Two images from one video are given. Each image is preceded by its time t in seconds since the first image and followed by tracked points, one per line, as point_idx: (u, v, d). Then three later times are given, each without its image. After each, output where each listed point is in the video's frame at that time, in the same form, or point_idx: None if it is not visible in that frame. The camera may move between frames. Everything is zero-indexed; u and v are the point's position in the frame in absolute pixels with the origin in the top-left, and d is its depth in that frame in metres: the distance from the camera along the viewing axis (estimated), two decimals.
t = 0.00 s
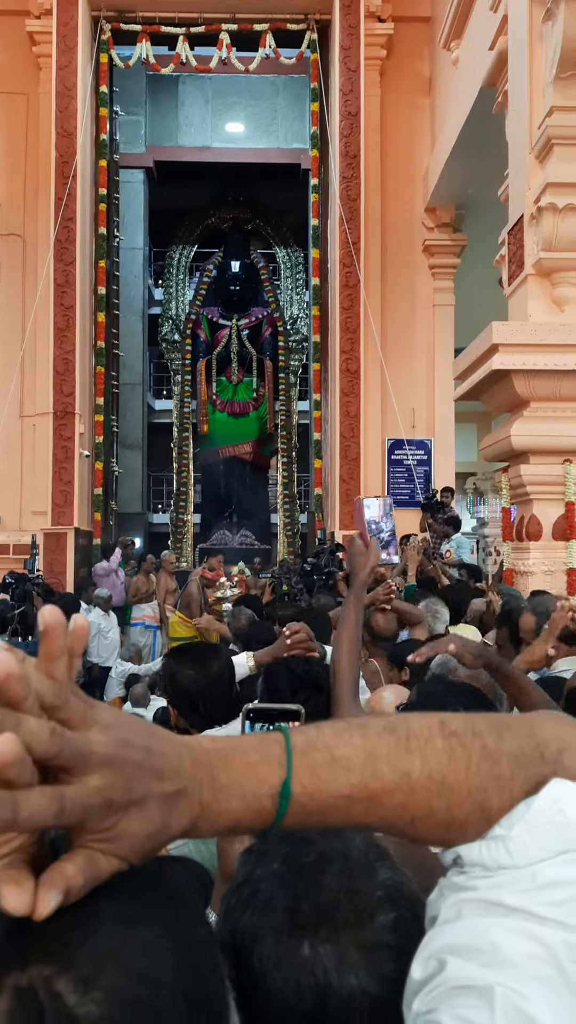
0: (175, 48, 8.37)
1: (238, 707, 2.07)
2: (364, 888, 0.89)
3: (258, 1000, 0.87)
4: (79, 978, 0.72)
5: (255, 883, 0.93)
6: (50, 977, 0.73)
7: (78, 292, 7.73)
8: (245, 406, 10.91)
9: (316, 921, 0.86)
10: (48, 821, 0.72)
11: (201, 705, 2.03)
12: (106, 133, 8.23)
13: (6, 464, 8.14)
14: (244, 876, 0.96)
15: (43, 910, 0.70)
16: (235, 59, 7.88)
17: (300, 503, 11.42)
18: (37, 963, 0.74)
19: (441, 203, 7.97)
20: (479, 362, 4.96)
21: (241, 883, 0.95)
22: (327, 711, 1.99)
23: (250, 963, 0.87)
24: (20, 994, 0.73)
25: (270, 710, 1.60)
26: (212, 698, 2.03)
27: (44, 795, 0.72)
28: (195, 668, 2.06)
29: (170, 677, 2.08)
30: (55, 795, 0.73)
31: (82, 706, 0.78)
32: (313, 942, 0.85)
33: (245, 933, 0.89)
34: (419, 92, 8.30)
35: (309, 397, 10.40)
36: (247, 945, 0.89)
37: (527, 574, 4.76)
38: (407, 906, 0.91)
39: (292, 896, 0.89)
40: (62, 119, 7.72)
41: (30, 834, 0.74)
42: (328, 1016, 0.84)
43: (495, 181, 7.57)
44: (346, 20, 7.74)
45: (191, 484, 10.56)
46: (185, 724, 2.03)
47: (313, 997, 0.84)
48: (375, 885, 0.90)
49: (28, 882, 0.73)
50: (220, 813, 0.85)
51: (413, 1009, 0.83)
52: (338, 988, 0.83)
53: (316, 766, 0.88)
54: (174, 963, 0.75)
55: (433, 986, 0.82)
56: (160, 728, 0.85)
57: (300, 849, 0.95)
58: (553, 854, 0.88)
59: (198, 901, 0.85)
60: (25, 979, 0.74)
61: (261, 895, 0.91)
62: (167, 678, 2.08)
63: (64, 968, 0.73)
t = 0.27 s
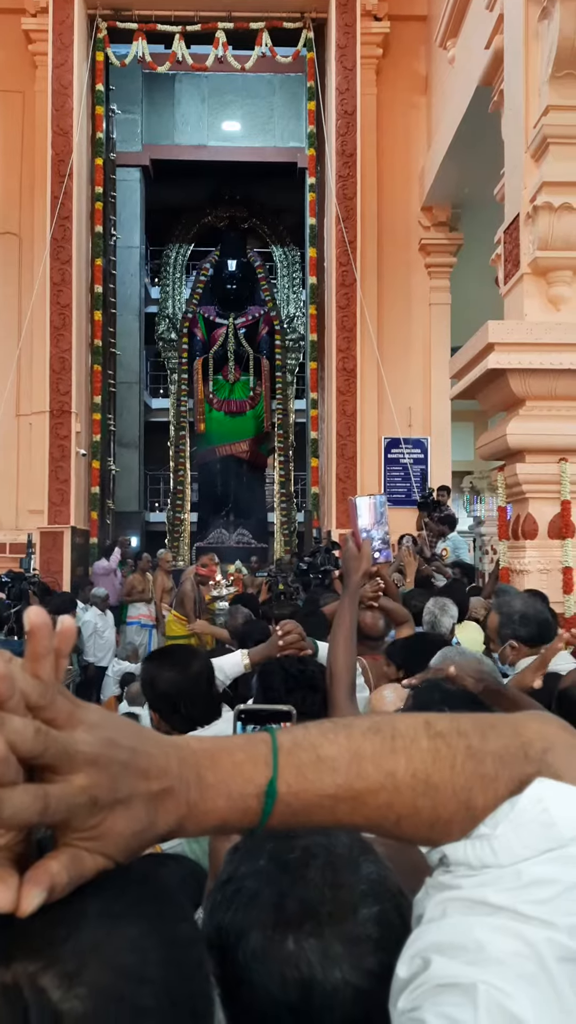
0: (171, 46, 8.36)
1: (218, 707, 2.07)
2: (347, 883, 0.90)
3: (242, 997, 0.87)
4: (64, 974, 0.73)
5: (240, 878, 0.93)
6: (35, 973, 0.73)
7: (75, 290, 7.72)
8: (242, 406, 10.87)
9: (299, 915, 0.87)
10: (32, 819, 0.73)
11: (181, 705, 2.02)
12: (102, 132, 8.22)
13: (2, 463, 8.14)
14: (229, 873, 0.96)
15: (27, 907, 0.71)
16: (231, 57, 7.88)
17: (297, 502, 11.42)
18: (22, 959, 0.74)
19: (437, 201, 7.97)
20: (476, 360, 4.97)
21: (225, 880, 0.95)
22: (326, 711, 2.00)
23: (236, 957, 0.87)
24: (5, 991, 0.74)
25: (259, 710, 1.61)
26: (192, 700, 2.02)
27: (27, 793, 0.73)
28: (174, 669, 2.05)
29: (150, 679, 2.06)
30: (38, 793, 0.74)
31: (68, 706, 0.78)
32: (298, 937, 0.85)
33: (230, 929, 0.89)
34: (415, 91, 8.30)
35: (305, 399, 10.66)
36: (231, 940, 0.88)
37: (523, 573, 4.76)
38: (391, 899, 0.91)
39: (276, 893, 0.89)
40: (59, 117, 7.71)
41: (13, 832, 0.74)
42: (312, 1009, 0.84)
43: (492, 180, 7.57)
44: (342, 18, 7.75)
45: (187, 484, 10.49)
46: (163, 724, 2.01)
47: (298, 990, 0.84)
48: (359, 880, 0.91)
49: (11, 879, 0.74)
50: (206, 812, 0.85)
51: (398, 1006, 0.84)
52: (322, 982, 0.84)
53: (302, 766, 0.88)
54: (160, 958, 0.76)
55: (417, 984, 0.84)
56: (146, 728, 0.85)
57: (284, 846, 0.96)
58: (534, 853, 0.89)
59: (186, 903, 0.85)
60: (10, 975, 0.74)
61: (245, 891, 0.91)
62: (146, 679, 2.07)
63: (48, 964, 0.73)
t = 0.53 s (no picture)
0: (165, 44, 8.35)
1: (202, 707, 2.08)
2: (334, 877, 0.90)
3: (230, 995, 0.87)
4: (52, 974, 0.72)
5: (227, 876, 0.93)
6: (22, 973, 0.72)
7: (69, 288, 7.70)
8: (238, 405, 11.07)
9: (287, 911, 0.87)
10: (18, 818, 0.72)
11: (163, 708, 2.01)
12: (97, 129, 8.20)
13: None
14: (216, 870, 0.96)
15: (13, 907, 0.70)
16: (226, 55, 7.87)
17: (292, 501, 11.41)
18: (6, 961, 0.73)
19: (432, 200, 7.97)
20: (470, 359, 4.97)
21: (213, 877, 0.94)
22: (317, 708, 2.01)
23: (224, 955, 0.87)
24: None
25: (251, 711, 1.61)
26: (177, 703, 2.02)
27: (14, 792, 0.72)
28: (157, 673, 2.03)
29: (131, 683, 2.04)
30: (25, 791, 0.73)
31: (54, 705, 0.77)
32: (285, 932, 0.85)
33: (218, 926, 0.88)
34: (410, 89, 8.30)
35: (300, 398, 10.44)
36: (220, 937, 0.88)
37: (517, 571, 4.76)
38: (377, 895, 0.92)
39: (263, 889, 0.89)
40: (52, 115, 7.69)
41: None
42: (298, 1004, 0.84)
43: (486, 179, 7.57)
44: (337, 16, 7.75)
45: (183, 484, 10.49)
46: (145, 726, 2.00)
47: (285, 985, 0.84)
48: (346, 875, 0.92)
49: None
50: (192, 811, 0.85)
51: (385, 1003, 0.84)
52: (310, 977, 0.83)
53: (289, 764, 0.88)
54: (146, 956, 0.75)
55: (405, 981, 0.83)
56: (133, 726, 0.85)
57: (271, 842, 0.95)
58: (521, 849, 0.89)
59: (173, 903, 0.85)
60: None
61: (232, 887, 0.91)
62: (128, 684, 2.05)
63: (35, 964, 0.72)
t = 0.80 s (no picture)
0: (161, 42, 8.34)
1: (191, 706, 2.07)
2: (330, 874, 0.91)
3: (226, 992, 0.86)
4: (45, 971, 0.71)
5: (223, 873, 0.93)
6: (15, 971, 0.72)
7: (64, 286, 7.68)
8: (233, 403, 11.00)
9: (284, 908, 0.87)
10: (10, 816, 0.72)
11: (150, 710, 2.00)
12: (92, 127, 8.19)
13: None
14: (213, 866, 0.96)
15: (4, 906, 0.71)
16: (221, 53, 7.85)
17: (288, 500, 11.42)
18: None
19: (427, 199, 7.98)
20: (465, 358, 4.98)
21: (212, 874, 0.94)
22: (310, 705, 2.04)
23: (221, 952, 0.87)
24: None
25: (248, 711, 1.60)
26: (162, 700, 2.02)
27: (6, 791, 0.72)
28: (142, 672, 2.04)
29: (118, 686, 2.05)
30: (16, 790, 0.73)
31: (46, 701, 0.77)
32: (282, 927, 0.86)
33: (215, 922, 0.88)
34: (406, 87, 8.31)
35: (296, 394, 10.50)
36: (218, 934, 0.88)
37: (512, 570, 4.76)
38: (373, 890, 0.93)
39: (259, 886, 0.89)
40: (47, 113, 7.67)
41: None
42: (294, 999, 0.84)
43: (481, 177, 7.58)
44: (332, 15, 7.75)
45: (178, 482, 10.48)
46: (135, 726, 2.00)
47: (281, 979, 0.84)
48: (342, 871, 0.92)
49: None
50: (186, 808, 0.85)
51: (378, 1000, 0.85)
52: (306, 971, 0.84)
53: (283, 761, 0.88)
54: (140, 953, 0.75)
55: (399, 977, 0.84)
56: (126, 723, 0.85)
57: (267, 838, 0.96)
58: (516, 848, 0.91)
59: (168, 902, 0.85)
60: None
61: (227, 883, 0.91)
62: (115, 687, 2.06)
63: (28, 963, 0.72)
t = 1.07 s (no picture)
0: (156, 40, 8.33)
1: (179, 705, 2.05)
2: (333, 869, 0.90)
3: (225, 990, 0.87)
4: (39, 968, 0.72)
5: (225, 868, 0.92)
6: (9, 968, 0.72)
7: (60, 284, 7.68)
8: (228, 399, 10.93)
9: (287, 906, 0.87)
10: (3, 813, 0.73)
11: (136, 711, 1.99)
12: (87, 125, 8.18)
13: None
14: (214, 865, 0.95)
15: None
16: (217, 51, 7.85)
17: (284, 498, 11.42)
18: None
19: (423, 197, 7.99)
20: (460, 356, 4.98)
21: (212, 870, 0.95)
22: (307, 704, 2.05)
23: (222, 950, 0.87)
24: None
25: (248, 710, 1.60)
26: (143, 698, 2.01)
27: None
28: (128, 674, 2.04)
29: (104, 689, 2.05)
30: (9, 788, 0.74)
31: (43, 698, 0.77)
32: (284, 925, 0.86)
33: (217, 919, 0.88)
34: (401, 85, 8.31)
35: (292, 392, 10.64)
36: (219, 931, 0.88)
37: (508, 568, 4.76)
38: (378, 887, 0.92)
39: (259, 880, 0.90)
40: (43, 110, 7.66)
41: None
42: (297, 997, 0.84)
43: (477, 176, 7.59)
44: (328, 13, 7.76)
45: (174, 480, 10.48)
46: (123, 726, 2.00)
47: (283, 977, 0.84)
48: (345, 868, 0.91)
49: None
50: (184, 806, 0.85)
51: (377, 1002, 0.85)
52: (309, 969, 0.84)
53: (281, 758, 0.88)
54: (135, 952, 0.75)
55: (397, 978, 0.85)
56: (125, 720, 0.85)
57: (270, 835, 0.95)
58: (518, 849, 0.92)
59: (166, 899, 0.85)
60: None
61: (224, 881, 0.91)
62: (101, 690, 2.06)
63: (21, 961, 0.72)
